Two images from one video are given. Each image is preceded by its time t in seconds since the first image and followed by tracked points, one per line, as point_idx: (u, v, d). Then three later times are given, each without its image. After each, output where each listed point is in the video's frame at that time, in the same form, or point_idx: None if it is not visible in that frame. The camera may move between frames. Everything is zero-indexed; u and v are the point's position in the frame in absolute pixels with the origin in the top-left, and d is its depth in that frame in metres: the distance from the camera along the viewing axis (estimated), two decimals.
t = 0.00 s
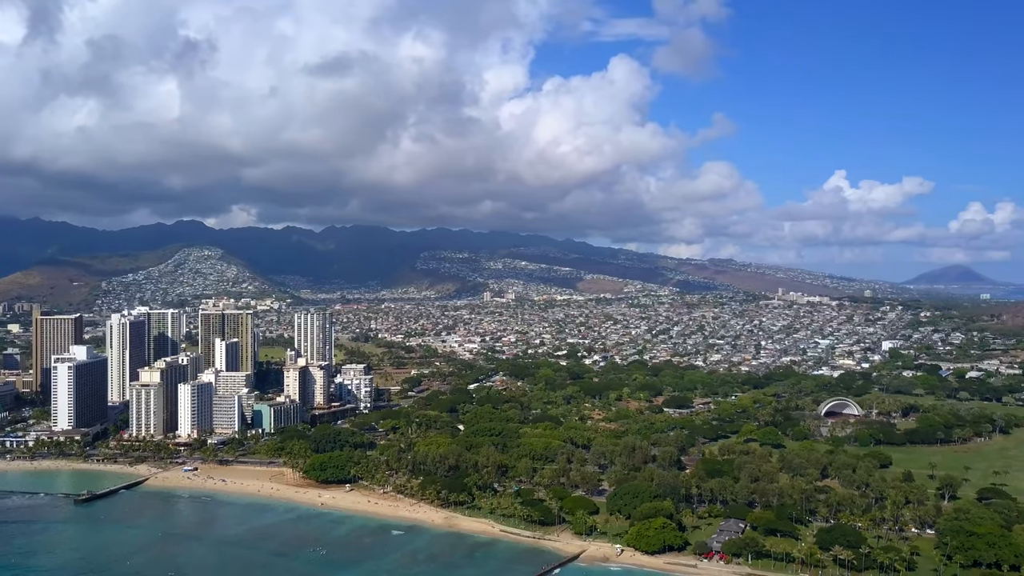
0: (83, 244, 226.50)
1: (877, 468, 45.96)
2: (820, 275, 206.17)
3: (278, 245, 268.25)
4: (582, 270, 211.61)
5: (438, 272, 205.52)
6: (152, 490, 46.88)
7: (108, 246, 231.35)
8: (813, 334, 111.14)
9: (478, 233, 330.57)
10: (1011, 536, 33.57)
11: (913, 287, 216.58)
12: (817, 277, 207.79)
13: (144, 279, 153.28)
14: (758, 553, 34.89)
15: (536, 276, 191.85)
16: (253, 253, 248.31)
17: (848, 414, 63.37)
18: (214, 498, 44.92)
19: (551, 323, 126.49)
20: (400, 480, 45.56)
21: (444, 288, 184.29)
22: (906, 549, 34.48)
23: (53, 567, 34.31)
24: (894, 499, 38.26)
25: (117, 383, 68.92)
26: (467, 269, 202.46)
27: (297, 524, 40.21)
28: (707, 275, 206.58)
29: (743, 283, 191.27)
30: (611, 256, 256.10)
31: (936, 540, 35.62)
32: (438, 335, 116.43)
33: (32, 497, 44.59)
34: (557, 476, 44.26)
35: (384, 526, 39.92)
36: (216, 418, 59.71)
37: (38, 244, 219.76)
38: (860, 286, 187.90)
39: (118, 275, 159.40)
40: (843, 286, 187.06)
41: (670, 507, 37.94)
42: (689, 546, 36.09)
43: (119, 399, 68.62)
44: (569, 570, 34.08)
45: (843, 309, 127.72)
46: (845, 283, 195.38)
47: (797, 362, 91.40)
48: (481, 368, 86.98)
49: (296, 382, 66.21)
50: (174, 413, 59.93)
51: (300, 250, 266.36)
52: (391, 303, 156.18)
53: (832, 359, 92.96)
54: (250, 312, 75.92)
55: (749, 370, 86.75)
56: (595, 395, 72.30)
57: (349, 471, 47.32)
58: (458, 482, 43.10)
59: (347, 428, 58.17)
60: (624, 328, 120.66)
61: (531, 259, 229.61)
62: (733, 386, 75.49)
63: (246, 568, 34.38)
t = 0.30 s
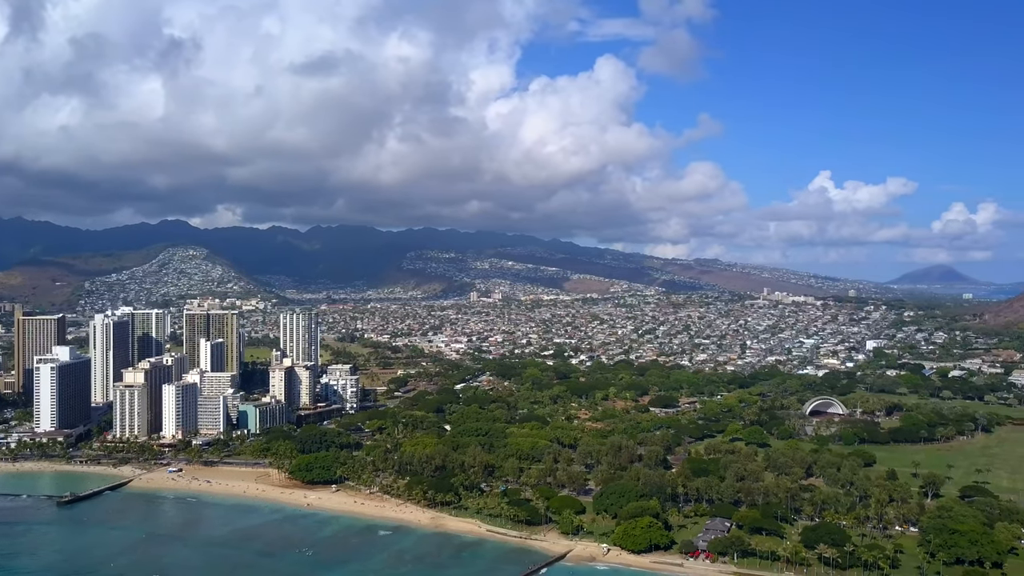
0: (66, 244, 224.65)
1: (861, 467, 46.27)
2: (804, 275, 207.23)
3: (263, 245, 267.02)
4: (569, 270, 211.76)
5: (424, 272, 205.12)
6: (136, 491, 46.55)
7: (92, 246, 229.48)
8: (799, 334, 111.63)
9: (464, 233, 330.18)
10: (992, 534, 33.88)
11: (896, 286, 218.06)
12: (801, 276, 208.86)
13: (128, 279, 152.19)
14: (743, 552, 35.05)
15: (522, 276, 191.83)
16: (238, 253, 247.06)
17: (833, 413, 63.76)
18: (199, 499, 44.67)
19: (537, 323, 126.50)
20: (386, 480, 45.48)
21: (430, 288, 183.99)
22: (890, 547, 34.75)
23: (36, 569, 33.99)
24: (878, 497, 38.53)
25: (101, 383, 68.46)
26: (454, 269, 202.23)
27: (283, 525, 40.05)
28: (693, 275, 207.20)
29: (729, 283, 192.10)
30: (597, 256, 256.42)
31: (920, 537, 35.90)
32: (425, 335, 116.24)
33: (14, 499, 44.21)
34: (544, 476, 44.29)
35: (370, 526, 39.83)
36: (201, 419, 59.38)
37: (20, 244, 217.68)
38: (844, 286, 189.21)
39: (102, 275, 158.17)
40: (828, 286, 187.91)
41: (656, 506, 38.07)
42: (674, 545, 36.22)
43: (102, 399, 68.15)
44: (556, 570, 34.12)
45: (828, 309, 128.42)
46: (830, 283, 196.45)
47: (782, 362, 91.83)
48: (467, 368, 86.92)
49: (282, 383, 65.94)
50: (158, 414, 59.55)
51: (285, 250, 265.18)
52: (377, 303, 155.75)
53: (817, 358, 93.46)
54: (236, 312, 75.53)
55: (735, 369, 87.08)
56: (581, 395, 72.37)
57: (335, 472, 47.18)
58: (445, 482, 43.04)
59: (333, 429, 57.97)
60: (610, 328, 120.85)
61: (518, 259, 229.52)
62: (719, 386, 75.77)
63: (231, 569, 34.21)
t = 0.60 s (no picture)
0: (48, 243, 222.60)
1: (845, 466, 46.58)
2: (789, 275, 208.45)
3: (248, 245, 265.67)
4: (555, 270, 211.95)
5: (410, 271, 204.73)
6: (119, 493, 46.18)
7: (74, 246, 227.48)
8: (783, 333, 112.25)
9: (451, 233, 329.95)
10: (974, 531, 34.16)
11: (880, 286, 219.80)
12: (786, 276, 210.10)
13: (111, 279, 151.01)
14: (729, 551, 35.20)
15: (509, 276, 191.82)
16: (223, 253, 245.72)
17: (817, 412, 64.18)
18: (183, 500, 44.38)
19: (524, 323, 126.55)
20: (372, 481, 45.33)
21: (416, 287, 183.69)
22: (874, 545, 35.01)
23: (18, 572, 33.62)
24: (862, 496, 38.79)
25: (84, 384, 67.92)
26: (440, 268, 201.93)
27: (268, 526, 39.85)
28: (679, 275, 207.93)
29: (714, 283, 192.90)
30: (584, 256, 256.96)
31: (903, 535, 36.16)
32: (411, 336, 116.05)
33: None
34: (531, 476, 44.33)
35: (356, 527, 39.70)
36: (186, 420, 59.04)
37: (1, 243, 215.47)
38: (828, 286, 190.46)
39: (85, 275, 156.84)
40: (812, 286, 189.01)
41: (642, 505, 38.16)
42: (660, 545, 36.29)
43: (85, 400, 67.63)
44: (542, 570, 34.13)
45: (812, 309, 129.25)
46: (814, 283, 197.66)
47: (767, 361, 92.29)
48: (454, 368, 86.87)
49: (267, 384, 65.65)
50: (142, 415, 59.12)
51: (271, 250, 263.99)
52: (363, 303, 155.32)
53: (801, 358, 94.01)
54: (221, 312, 75.09)
55: (720, 368, 87.41)
56: (568, 394, 72.47)
57: (321, 473, 46.99)
58: (431, 482, 42.98)
59: (319, 429, 57.78)
60: (597, 328, 121.05)
61: (504, 259, 229.59)
62: (704, 385, 76.09)
63: (215, 570, 33.98)
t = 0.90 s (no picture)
0: (28, 243, 220.33)
1: (827, 465, 46.89)
2: (772, 276, 209.74)
3: (231, 245, 264.11)
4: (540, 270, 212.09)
5: (394, 271, 204.24)
6: (100, 495, 45.75)
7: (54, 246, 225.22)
8: (767, 333, 112.90)
9: (435, 233, 329.51)
10: (954, 529, 34.49)
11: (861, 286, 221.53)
12: (769, 276, 211.36)
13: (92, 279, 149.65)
14: (712, 549, 35.35)
15: (493, 276, 191.76)
16: (206, 253, 244.15)
17: (800, 411, 64.57)
18: (166, 502, 44.04)
19: (509, 323, 126.50)
20: (356, 482, 45.17)
21: (401, 287, 183.30)
22: (856, 543, 35.30)
23: None
24: (844, 494, 39.08)
25: (64, 385, 67.25)
26: (424, 268, 201.57)
27: (251, 527, 39.63)
28: (663, 275, 208.66)
29: (697, 283, 193.73)
30: (568, 256, 257.40)
31: (884, 533, 36.49)
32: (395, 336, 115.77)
33: None
34: (515, 476, 44.35)
35: (340, 528, 39.57)
36: (168, 421, 58.61)
37: None
38: (810, 286, 191.78)
39: (65, 275, 155.32)
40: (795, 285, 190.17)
41: (627, 505, 38.26)
42: (644, 544, 36.40)
43: (65, 402, 66.99)
44: (527, 570, 34.13)
45: (795, 309, 130.10)
46: (797, 283, 198.87)
47: (750, 361, 92.75)
48: (438, 368, 86.76)
49: (250, 384, 65.29)
50: (123, 416, 58.64)
51: (254, 250, 262.58)
52: (347, 303, 154.79)
53: (784, 357, 94.59)
54: (204, 312, 74.59)
55: (703, 368, 87.80)
56: (552, 394, 72.50)
57: (305, 474, 46.79)
58: (416, 483, 42.90)
59: (302, 430, 57.52)
60: (581, 328, 121.26)
61: (489, 259, 229.52)
62: (688, 385, 76.40)
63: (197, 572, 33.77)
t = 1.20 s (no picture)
0: (10, 242, 218.35)
1: (812, 463, 47.19)
2: (757, 276, 210.78)
3: (216, 245, 262.73)
4: (526, 270, 212.15)
5: (380, 271, 203.82)
6: (83, 496, 45.39)
7: (37, 246, 223.17)
8: (752, 333, 113.50)
9: (421, 232, 329.04)
10: (937, 527, 34.78)
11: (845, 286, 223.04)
12: (754, 276, 212.40)
13: (75, 279, 148.54)
14: (698, 548, 35.49)
15: (479, 276, 191.68)
16: (190, 252, 242.74)
17: (785, 411, 64.92)
18: (150, 504, 43.74)
19: (495, 323, 126.49)
20: (342, 482, 45.03)
21: (387, 287, 182.95)
22: (840, 542, 35.55)
23: None
24: (829, 493, 39.33)
25: (46, 386, 66.67)
26: (410, 268, 201.21)
27: (236, 528, 39.44)
28: (649, 275, 209.34)
29: (683, 283, 194.44)
30: (554, 256, 257.69)
31: (868, 532, 36.77)
32: (381, 336, 115.57)
33: None
34: (501, 476, 44.37)
35: (326, 528, 39.44)
36: (152, 422, 58.22)
37: None
38: (795, 286, 192.95)
39: (47, 275, 153.97)
40: (780, 285, 191.19)
41: (613, 504, 38.35)
42: (631, 543, 36.49)
43: (48, 403, 66.44)
44: (514, 570, 34.11)
45: (780, 308, 130.87)
46: (782, 283, 199.93)
47: (736, 360, 93.21)
48: (424, 369, 86.67)
49: (235, 385, 64.98)
50: (106, 418, 58.20)
51: (239, 250, 261.27)
52: (333, 303, 154.34)
53: (769, 357, 95.15)
54: (188, 313, 74.15)
55: (689, 368, 88.11)
56: (539, 394, 72.54)
57: (291, 474, 46.61)
58: (402, 483, 42.84)
59: (288, 431, 57.25)
60: (567, 328, 121.45)
61: (475, 259, 229.46)
62: (674, 385, 76.67)
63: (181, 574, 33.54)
